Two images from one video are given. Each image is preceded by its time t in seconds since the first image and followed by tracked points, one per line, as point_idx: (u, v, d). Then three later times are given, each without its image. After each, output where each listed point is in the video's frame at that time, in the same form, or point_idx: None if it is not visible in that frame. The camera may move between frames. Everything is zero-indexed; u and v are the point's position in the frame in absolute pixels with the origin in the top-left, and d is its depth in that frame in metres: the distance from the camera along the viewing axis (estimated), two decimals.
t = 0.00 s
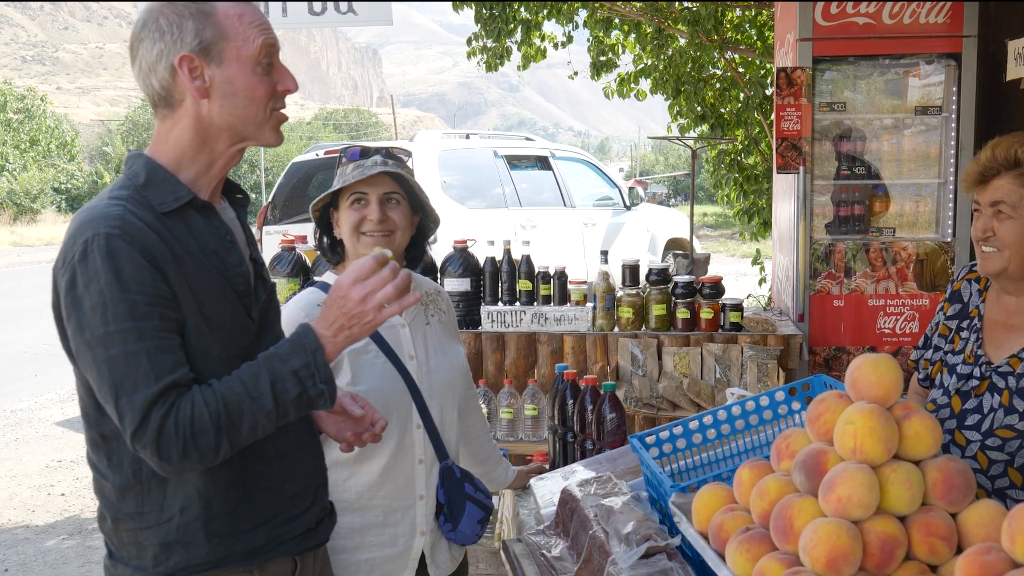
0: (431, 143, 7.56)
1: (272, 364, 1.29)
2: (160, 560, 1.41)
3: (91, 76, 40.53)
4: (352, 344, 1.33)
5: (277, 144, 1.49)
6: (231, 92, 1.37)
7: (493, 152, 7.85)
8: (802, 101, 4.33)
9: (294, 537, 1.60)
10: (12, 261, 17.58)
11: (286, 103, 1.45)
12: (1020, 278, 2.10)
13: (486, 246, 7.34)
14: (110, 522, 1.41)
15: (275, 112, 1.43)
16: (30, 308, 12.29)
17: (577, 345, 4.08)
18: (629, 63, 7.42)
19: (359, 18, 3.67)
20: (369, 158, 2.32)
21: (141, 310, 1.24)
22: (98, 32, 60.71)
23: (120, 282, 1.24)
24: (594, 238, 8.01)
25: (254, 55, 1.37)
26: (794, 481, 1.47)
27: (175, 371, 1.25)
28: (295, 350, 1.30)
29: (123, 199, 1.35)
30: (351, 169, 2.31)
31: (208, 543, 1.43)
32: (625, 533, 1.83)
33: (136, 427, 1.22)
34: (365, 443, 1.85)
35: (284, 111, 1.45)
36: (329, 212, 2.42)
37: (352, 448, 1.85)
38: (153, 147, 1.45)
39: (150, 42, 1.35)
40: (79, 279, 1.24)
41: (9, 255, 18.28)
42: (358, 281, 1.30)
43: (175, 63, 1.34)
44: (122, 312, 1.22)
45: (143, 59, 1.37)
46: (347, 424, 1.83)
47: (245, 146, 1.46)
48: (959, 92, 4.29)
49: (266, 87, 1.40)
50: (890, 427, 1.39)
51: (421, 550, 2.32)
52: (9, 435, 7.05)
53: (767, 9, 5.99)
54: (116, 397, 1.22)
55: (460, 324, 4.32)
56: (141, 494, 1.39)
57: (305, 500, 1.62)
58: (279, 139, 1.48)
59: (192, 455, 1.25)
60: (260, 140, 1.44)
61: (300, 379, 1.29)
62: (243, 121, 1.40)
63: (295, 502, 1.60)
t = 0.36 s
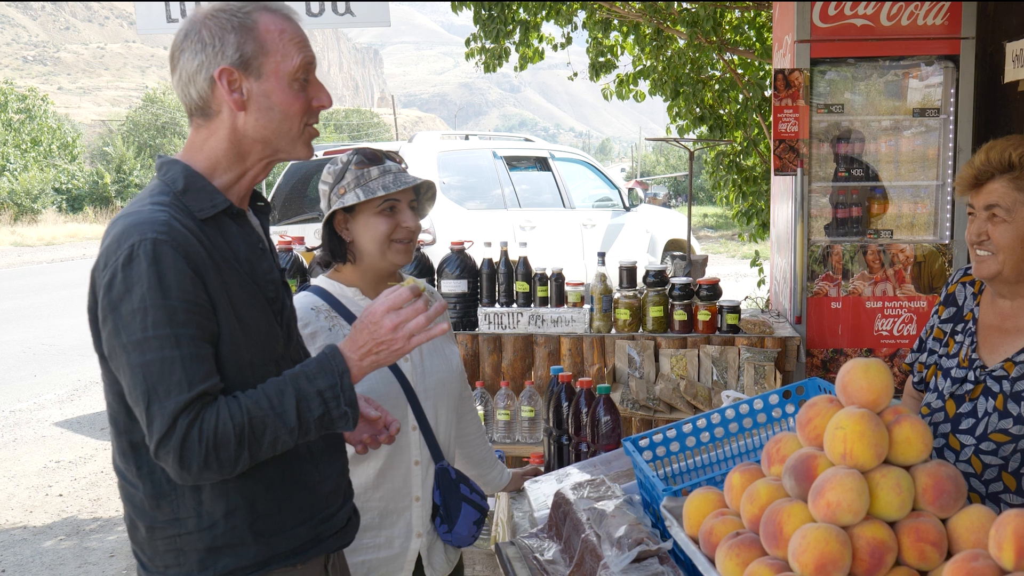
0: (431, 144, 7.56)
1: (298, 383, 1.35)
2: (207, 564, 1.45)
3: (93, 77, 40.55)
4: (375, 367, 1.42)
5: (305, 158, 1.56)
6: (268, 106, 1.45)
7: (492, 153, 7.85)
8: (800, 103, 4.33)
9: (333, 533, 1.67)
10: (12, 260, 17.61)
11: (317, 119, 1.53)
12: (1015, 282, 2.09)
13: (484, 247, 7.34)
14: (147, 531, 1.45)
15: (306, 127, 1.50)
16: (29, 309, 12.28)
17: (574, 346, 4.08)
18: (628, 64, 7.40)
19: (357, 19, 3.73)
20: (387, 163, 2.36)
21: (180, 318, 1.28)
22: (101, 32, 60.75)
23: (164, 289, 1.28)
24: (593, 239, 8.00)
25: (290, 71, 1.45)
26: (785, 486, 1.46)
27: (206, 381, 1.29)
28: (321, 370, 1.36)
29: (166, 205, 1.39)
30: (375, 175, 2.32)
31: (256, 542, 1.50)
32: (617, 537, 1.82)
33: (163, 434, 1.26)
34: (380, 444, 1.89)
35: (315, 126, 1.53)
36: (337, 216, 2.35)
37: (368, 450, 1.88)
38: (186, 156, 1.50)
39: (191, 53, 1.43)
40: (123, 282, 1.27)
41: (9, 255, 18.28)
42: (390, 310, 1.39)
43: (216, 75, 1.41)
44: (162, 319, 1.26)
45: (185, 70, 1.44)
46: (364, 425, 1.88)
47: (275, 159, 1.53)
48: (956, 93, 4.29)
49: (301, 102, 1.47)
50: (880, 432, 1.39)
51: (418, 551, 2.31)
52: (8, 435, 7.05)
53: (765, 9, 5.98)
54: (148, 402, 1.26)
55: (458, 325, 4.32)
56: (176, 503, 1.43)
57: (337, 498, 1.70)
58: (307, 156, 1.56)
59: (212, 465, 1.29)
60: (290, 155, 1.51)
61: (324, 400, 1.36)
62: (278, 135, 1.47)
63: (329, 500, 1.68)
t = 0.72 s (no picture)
0: (431, 145, 7.56)
1: (306, 395, 1.35)
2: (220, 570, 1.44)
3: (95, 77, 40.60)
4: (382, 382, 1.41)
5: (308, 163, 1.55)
6: (275, 111, 1.44)
7: (493, 154, 7.84)
8: (801, 104, 4.31)
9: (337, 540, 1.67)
10: (15, 261, 17.63)
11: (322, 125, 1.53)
12: (1012, 278, 2.08)
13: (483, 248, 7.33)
14: (156, 538, 1.43)
15: (311, 132, 1.50)
16: (30, 310, 12.29)
17: (574, 348, 4.06)
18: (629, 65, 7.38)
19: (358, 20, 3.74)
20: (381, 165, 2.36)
21: (193, 323, 1.27)
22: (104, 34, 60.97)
23: (178, 294, 1.27)
24: (593, 240, 7.98)
25: (299, 77, 1.44)
26: (781, 492, 1.45)
27: (217, 388, 1.28)
28: (330, 384, 1.36)
29: (177, 209, 1.39)
30: (374, 178, 2.32)
31: (269, 548, 1.49)
32: (614, 542, 1.81)
33: (171, 442, 1.25)
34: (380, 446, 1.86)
35: (318, 132, 1.53)
36: (340, 225, 2.33)
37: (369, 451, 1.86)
38: (191, 159, 1.49)
39: (199, 56, 1.41)
40: (136, 286, 1.26)
41: (11, 255, 18.30)
42: (402, 325, 1.39)
43: (224, 79, 1.40)
44: (175, 324, 1.25)
45: (191, 73, 1.42)
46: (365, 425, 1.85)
47: (279, 163, 1.52)
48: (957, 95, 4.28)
49: (307, 107, 1.46)
50: (877, 438, 1.38)
51: (412, 555, 2.31)
52: (8, 437, 7.06)
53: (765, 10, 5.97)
54: (158, 409, 1.24)
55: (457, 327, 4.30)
56: (185, 510, 1.42)
57: (338, 503, 1.69)
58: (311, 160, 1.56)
59: (218, 475, 1.28)
60: (295, 161, 1.50)
61: (332, 413, 1.36)
62: (283, 139, 1.47)
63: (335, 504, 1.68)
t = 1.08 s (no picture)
0: (437, 146, 7.57)
1: (322, 359, 1.30)
2: None
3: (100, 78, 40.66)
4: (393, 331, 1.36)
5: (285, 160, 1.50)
6: (251, 103, 1.38)
7: (498, 155, 7.84)
8: (807, 105, 4.27)
9: (332, 544, 1.69)
10: (21, 262, 17.68)
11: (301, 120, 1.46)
12: (1014, 298, 2.06)
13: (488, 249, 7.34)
14: (150, 548, 1.44)
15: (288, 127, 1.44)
16: (36, 311, 12.31)
17: (580, 349, 4.06)
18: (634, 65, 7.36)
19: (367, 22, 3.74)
20: (394, 169, 2.38)
21: (195, 316, 1.25)
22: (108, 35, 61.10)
23: (173, 289, 1.25)
24: (599, 241, 7.98)
25: (278, 68, 1.38)
26: (792, 494, 1.45)
27: (233, 376, 1.26)
28: (342, 343, 1.31)
29: (158, 206, 1.38)
30: (388, 182, 2.34)
31: (264, 553, 1.50)
32: (623, 543, 1.81)
33: (200, 439, 1.22)
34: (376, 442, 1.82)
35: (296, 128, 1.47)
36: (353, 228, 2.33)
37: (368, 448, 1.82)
38: (170, 155, 1.47)
39: (174, 42, 1.36)
40: (128, 286, 1.24)
41: (17, 256, 18.33)
42: (398, 269, 1.33)
43: (198, 67, 1.35)
44: (177, 320, 1.23)
45: (166, 59, 1.37)
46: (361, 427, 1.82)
47: (254, 159, 1.47)
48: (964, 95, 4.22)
49: (286, 101, 1.40)
50: (889, 440, 1.37)
51: (417, 558, 2.32)
52: (14, 437, 7.08)
53: (771, 11, 5.98)
54: (176, 408, 1.22)
55: (462, 328, 4.27)
56: (186, 517, 1.42)
57: (331, 507, 1.69)
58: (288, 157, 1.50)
59: (257, 460, 1.26)
60: (268, 157, 1.45)
61: (352, 371, 1.32)
62: (258, 133, 1.41)
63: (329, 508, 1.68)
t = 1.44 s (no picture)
0: (437, 140, 7.58)
1: (289, 271, 1.32)
2: (187, 559, 1.44)
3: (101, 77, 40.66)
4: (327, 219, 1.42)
5: (247, 142, 1.46)
6: (214, 78, 1.35)
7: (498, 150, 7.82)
8: (808, 94, 4.27)
9: (307, 528, 1.67)
10: (21, 260, 17.66)
11: (268, 102, 1.42)
12: None
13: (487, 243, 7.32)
14: (130, 527, 1.42)
15: (252, 108, 1.41)
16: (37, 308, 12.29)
17: (580, 339, 4.04)
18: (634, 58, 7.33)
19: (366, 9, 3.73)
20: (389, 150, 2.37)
21: (192, 272, 1.27)
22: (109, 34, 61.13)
23: (161, 247, 1.26)
24: (599, 236, 7.96)
25: (246, 46, 1.34)
26: (792, 468, 1.43)
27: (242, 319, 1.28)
28: (303, 246, 1.34)
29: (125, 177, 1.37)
30: (383, 163, 2.32)
31: (241, 531, 1.49)
32: (621, 524, 1.79)
33: (232, 383, 1.23)
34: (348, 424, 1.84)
35: (261, 109, 1.43)
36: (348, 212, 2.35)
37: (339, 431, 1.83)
38: (132, 125, 1.45)
39: (140, 5, 1.33)
40: (115, 250, 1.24)
41: (17, 254, 18.31)
42: (320, 153, 1.39)
43: (161, 33, 1.32)
44: (175, 277, 1.24)
45: (130, 21, 1.35)
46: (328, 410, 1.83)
47: (214, 135, 1.44)
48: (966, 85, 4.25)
49: (251, 80, 1.36)
50: (891, 413, 1.35)
51: (412, 543, 2.30)
52: (14, 432, 7.06)
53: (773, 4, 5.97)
54: (201, 360, 1.23)
55: (461, 318, 4.25)
56: (171, 489, 1.41)
57: (303, 493, 1.67)
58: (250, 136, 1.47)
59: (288, 387, 1.29)
60: (228, 136, 1.42)
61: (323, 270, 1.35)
62: (219, 108, 1.38)
63: (299, 494, 1.65)
